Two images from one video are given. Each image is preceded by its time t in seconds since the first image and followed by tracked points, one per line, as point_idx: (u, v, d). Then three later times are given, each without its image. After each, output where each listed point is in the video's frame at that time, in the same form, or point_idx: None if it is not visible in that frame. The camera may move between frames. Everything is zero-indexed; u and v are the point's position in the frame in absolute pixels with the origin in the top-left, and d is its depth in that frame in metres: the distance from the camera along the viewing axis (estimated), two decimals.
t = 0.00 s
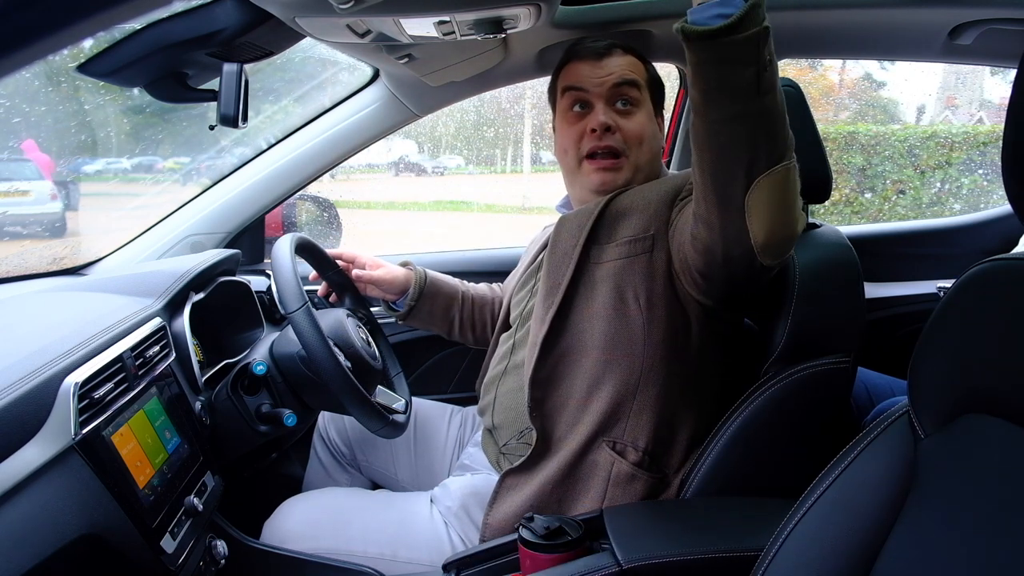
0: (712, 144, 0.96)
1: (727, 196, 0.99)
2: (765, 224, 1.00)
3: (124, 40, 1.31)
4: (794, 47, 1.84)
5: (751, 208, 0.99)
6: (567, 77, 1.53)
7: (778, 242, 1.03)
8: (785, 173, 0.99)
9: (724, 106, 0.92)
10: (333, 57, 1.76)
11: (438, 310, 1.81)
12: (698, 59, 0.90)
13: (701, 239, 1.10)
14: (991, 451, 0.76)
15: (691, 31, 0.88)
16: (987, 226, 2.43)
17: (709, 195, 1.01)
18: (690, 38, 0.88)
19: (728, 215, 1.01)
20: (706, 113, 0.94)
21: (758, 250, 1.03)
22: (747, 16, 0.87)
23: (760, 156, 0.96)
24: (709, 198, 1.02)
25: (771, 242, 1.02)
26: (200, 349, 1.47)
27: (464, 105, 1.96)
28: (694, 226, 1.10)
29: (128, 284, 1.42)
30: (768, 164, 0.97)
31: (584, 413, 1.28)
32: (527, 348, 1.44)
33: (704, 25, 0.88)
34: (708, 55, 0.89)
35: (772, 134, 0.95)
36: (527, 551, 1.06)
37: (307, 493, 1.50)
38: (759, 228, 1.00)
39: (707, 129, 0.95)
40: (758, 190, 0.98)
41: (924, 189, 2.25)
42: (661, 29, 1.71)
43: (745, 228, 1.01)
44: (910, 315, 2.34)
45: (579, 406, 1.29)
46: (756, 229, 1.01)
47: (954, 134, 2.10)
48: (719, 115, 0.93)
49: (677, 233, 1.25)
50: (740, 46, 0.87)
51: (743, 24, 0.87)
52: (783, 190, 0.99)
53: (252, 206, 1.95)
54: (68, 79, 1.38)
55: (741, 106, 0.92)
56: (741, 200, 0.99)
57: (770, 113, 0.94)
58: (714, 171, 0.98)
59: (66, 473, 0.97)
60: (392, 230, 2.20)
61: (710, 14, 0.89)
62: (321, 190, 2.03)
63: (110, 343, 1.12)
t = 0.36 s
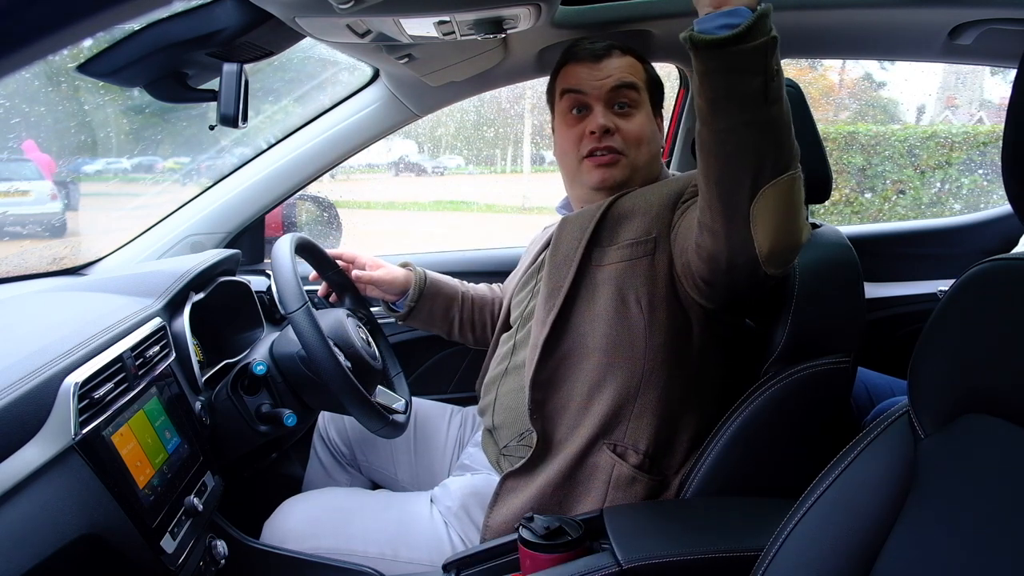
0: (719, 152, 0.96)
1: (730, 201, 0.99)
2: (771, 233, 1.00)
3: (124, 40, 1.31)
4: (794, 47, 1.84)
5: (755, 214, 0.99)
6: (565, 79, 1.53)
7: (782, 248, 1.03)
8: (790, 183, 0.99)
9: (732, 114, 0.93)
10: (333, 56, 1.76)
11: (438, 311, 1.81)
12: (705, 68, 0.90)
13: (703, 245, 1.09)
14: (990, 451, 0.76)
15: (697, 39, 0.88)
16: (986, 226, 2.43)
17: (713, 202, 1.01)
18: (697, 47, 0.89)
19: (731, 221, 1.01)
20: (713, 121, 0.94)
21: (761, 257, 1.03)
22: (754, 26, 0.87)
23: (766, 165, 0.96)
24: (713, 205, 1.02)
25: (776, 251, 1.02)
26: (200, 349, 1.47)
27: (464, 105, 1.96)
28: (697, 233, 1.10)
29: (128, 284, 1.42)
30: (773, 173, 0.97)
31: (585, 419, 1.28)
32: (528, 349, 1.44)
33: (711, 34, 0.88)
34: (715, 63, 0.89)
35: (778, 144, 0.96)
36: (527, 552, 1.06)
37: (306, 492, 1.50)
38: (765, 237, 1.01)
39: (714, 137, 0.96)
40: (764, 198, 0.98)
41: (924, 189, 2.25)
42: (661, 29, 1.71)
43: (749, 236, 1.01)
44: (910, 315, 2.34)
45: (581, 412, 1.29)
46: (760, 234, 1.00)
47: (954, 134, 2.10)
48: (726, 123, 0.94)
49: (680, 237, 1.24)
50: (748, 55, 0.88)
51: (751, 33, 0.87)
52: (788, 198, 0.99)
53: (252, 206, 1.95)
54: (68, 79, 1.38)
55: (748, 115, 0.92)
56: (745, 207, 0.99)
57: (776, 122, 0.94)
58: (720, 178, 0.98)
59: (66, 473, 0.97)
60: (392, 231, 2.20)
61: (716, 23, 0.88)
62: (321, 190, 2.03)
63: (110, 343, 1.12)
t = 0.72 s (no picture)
0: (719, 154, 0.96)
1: (730, 204, 0.99)
2: (772, 236, 1.00)
3: (124, 40, 1.31)
4: (793, 47, 1.84)
5: (756, 216, 0.99)
6: (558, 83, 1.53)
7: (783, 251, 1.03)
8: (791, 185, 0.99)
9: (732, 117, 0.93)
10: (333, 56, 1.76)
11: (438, 311, 1.81)
12: (705, 70, 0.90)
13: (703, 248, 1.09)
14: (991, 451, 0.76)
15: (696, 42, 0.88)
16: (986, 226, 2.43)
17: (713, 204, 1.01)
18: (696, 50, 0.89)
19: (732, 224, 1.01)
20: (713, 124, 0.94)
21: (762, 260, 1.03)
22: (753, 28, 0.87)
23: (766, 168, 0.96)
24: (714, 208, 1.02)
25: (778, 254, 1.02)
26: (200, 349, 1.47)
27: (464, 105, 1.96)
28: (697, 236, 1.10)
29: (128, 284, 1.42)
30: (774, 175, 0.97)
31: (586, 421, 1.28)
32: (528, 351, 1.44)
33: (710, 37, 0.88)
34: (715, 66, 0.89)
35: (777, 146, 0.96)
36: (527, 552, 1.06)
37: (306, 492, 1.50)
38: (767, 240, 1.01)
39: (714, 140, 0.96)
40: (766, 199, 0.98)
41: (924, 189, 2.25)
42: (661, 29, 1.71)
43: (751, 238, 1.01)
44: (910, 315, 2.34)
45: (581, 414, 1.29)
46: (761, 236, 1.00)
47: (954, 134, 2.10)
48: (726, 125, 0.94)
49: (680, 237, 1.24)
50: (747, 57, 0.88)
51: (750, 35, 0.87)
52: (790, 201, 0.99)
53: (252, 206, 1.95)
54: (68, 79, 1.38)
55: (748, 118, 0.92)
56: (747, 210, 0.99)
57: (776, 125, 0.94)
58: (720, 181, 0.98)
59: (66, 473, 0.97)
60: (392, 231, 2.20)
61: (715, 26, 0.88)
62: (321, 190, 2.03)
63: (110, 343, 1.12)
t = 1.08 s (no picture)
0: (716, 154, 0.96)
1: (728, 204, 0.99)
2: (771, 236, 1.00)
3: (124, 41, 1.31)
4: (793, 47, 1.84)
5: (755, 216, 0.99)
6: (560, 80, 1.53)
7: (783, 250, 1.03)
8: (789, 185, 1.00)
9: (730, 116, 0.93)
10: (333, 56, 1.76)
11: (438, 312, 1.81)
12: (701, 71, 0.90)
13: (702, 249, 1.09)
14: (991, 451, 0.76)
15: (692, 42, 0.88)
16: (987, 226, 2.43)
17: (711, 205, 1.01)
18: (692, 50, 0.89)
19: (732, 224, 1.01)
20: (710, 124, 0.94)
21: (761, 260, 1.03)
22: (748, 27, 0.87)
23: (764, 168, 0.96)
24: (712, 209, 1.01)
25: (775, 254, 1.02)
26: (200, 349, 1.47)
27: (464, 105, 1.96)
28: (696, 236, 1.10)
29: (128, 284, 1.42)
30: (771, 175, 0.97)
31: (585, 422, 1.28)
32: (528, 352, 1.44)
33: (706, 37, 0.88)
34: (711, 66, 0.89)
35: (775, 145, 0.96)
36: (527, 552, 1.06)
37: (306, 493, 1.50)
38: (765, 240, 1.01)
39: (711, 140, 0.95)
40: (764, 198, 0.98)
41: (924, 189, 2.25)
42: (662, 29, 1.71)
43: (749, 238, 1.01)
44: (910, 315, 2.34)
45: (581, 414, 1.29)
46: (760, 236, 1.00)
47: (954, 134, 2.10)
48: (723, 125, 0.94)
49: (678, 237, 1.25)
50: (743, 56, 0.88)
51: (745, 35, 0.87)
52: (787, 200, 0.99)
53: (252, 206, 1.95)
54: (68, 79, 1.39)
55: (745, 118, 0.92)
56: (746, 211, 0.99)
57: (772, 124, 0.94)
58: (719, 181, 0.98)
59: (66, 473, 0.97)
60: (392, 231, 2.20)
61: (711, 26, 0.89)
62: (321, 190, 2.03)
63: (110, 343, 1.12)
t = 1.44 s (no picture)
0: (719, 156, 0.96)
1: (729, 205, 0.99)
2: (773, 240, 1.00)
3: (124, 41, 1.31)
4: (793, 47, 1.85)
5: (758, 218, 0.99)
6: (561, 80, 1.54)
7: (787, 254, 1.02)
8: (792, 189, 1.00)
9: (734, 119, 0.93)
10: (333, 56, 1.76)
11: (438, 312, 1.81)
12: (705, 73, 0.91)
13: (704, 251, 1.09)
14: (990, 451, 0.76)
15: (696, 44, 0.89)
16: (987, 226, 2.43)
17: (715, 207, 1.01)
18: (695, 52, 0.89)
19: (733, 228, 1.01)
20: (713, 126, 0.94)
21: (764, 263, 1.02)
22: (754, 30, 0.87)
23: (768, 171, 0.96)
24: (715, 211, 1.01)
25: (778, 257, 1.02)
26: (200, 349, 1.47)
27: (464, 105, 1.96)
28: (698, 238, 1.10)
29: (128, 284, 1.42)
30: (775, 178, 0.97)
31: (586, 423, 1.28)
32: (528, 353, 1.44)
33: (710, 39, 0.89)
34: (715, 68, 0.90)
35: (779, 148, 0.96)
36: (527, 552, 1.06)
37: (306, 493, 1.50)
38: (768, 243, 1.00)
39: (714, 142, 0.95)
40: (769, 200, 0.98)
41: (924, 189, 2.25)
42: (662, 29, 1.71)
43: (752, 239, 1.01)
44: (910, 315, 2.34)
45: (583, 416, 1.29)
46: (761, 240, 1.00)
47: (954, 134, 2.10)
48: (725, 128, 0.94)
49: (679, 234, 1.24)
50: (747, 60, 0.88)
51: (750, 38, 0.88)
52: (792, 203, 0.99)
53: (252, 206, 1.95)
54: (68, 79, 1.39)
55: (748, 120, 0.92)
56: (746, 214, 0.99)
57: (775, 127, 0.94)
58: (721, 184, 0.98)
59: (66, 473, 0.97)
60: (392, 231, 2.20)
61: (715, 29, 0.89)
62: (321, 190, 2.03)
63: (110, 343, 1.12)
